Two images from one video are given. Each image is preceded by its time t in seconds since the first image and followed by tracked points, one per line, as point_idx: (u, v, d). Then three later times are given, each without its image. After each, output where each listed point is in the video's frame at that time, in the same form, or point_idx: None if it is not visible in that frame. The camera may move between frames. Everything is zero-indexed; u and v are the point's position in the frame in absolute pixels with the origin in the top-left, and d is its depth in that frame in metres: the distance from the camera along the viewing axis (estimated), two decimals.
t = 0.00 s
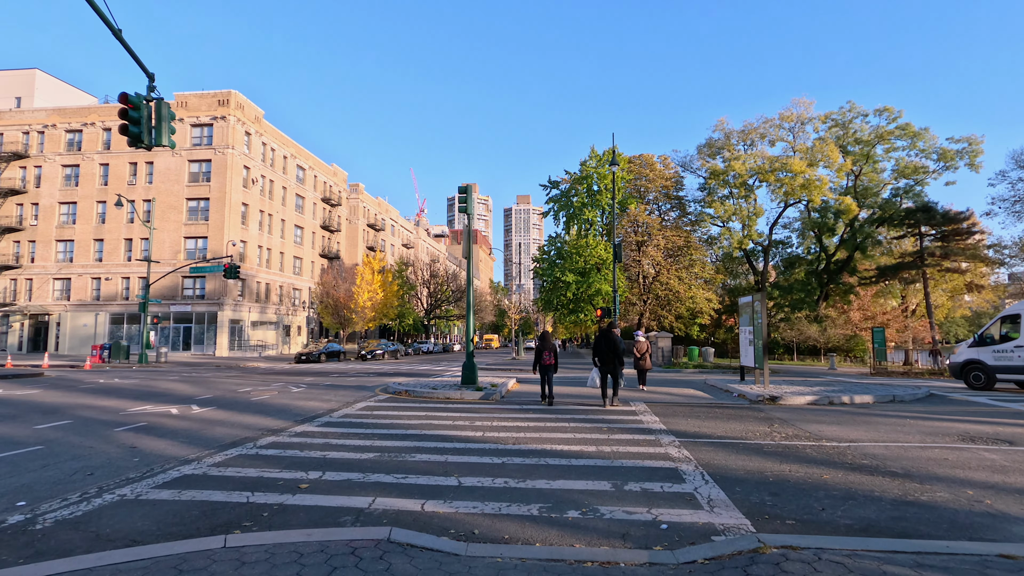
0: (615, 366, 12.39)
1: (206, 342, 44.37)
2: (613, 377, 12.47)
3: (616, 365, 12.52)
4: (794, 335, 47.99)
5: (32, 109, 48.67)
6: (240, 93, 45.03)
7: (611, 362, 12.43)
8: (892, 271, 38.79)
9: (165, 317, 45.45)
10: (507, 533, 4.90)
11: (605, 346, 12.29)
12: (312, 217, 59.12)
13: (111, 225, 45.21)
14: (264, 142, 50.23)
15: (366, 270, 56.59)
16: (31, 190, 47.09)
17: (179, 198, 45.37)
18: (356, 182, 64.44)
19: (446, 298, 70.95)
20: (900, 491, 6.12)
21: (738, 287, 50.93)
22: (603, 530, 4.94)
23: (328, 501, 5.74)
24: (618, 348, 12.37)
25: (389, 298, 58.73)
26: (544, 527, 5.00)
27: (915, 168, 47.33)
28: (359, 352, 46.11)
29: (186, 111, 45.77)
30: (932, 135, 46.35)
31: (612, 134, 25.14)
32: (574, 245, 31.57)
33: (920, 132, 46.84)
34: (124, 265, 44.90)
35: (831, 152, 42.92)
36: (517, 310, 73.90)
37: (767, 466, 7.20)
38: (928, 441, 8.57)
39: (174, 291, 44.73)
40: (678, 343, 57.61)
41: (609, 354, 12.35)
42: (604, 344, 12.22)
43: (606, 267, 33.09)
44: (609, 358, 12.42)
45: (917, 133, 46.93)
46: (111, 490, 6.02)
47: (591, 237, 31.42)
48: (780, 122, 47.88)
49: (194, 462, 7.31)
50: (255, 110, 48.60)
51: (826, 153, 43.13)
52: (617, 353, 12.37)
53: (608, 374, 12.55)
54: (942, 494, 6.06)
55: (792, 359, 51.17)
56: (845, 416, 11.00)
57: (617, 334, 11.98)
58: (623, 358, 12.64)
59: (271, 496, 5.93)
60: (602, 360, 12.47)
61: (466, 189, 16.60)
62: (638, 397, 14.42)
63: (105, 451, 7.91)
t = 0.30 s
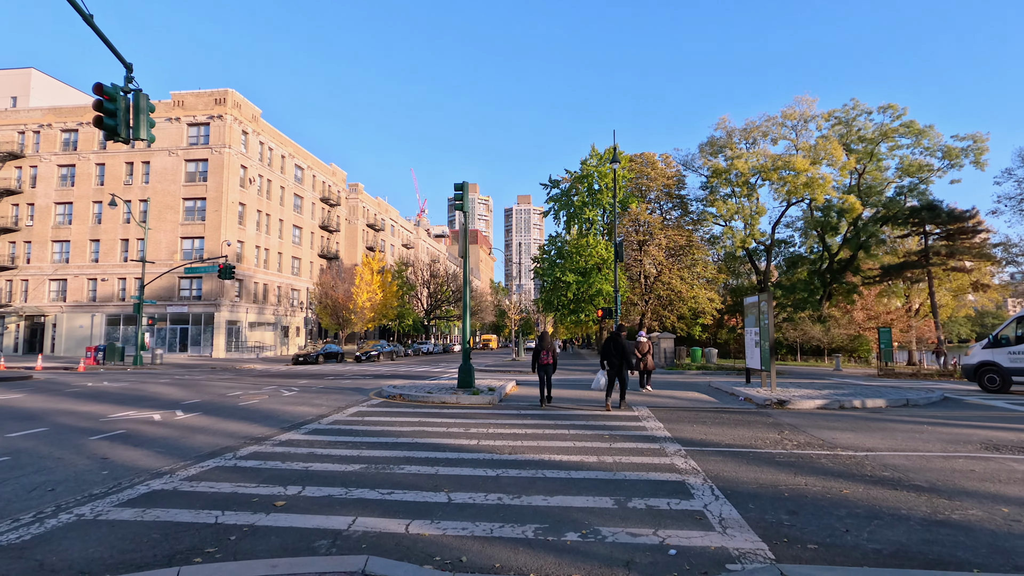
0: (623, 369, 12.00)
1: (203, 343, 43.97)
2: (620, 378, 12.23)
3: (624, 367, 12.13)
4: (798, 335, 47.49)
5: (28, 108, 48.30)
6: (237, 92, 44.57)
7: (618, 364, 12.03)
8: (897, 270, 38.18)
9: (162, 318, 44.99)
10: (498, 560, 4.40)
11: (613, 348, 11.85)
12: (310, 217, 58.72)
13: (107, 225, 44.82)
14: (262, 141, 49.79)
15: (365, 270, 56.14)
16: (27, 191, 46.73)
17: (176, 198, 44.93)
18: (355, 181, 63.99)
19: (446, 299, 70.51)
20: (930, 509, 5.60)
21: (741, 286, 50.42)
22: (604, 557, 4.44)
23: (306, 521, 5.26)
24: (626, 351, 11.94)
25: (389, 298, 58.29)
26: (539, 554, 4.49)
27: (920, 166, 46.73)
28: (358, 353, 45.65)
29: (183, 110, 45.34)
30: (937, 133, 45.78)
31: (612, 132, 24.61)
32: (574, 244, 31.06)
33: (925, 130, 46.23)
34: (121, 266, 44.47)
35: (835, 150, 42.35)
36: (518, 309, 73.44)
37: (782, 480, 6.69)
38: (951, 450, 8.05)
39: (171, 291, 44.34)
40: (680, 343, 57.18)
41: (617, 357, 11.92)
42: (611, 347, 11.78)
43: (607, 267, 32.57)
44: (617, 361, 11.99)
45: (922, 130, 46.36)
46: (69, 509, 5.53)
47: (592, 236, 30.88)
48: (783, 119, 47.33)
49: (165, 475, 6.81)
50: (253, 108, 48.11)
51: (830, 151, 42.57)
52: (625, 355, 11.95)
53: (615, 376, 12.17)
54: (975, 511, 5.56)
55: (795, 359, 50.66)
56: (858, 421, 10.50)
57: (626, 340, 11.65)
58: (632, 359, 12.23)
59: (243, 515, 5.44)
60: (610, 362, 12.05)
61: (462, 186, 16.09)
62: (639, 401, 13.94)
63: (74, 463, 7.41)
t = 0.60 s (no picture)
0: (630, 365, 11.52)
1: (200, 343, 43.49)
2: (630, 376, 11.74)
3: (631, 364, 11.67)
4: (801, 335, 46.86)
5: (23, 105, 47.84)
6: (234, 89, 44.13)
7: (625, 360, 11.54)
8: (901, 269, 37.59)
9: (158, 318, 44.51)
10: None
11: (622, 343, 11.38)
12: (309, 216, 58.25)
13: (102, 224, 44.36)
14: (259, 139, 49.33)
15: (363, 269, 55.66)
16: (21, 188, 46.26)
17: (172, 196, 44.46)
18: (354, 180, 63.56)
19: (446, 298, 70.04)
20: (967, 519, 5.09)
21: (744, 286, 49.88)
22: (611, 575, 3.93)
23: (279, 533, 4.74)
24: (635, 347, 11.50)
25: (388, 298, 57.80)
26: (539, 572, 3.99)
27: (924, 164, 46.15)
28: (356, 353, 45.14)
29: (180, 107, 44.90)
30: (942, 130, 45.24)
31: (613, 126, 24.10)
32: (575, 242, 30.53)
33: (930, 127, 45.70)
34: (117, 265, 44.02)
35: (838, 147, 41.79)
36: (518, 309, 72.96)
37: (801, 486, 6.16)
38: (979, 453, 7.53)
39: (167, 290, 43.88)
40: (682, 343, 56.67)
41: (626, 353, 11.45)
42: (620, 343, 11.31)
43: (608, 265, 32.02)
44: (625, 356, 11.50)
45: (926, 127, 45.83)
46: (20, 519, 5.02)
47: (593, 234, 30.33)
48: (786, 117, 46.83)
49: (135, 479, 6.31)
50: (250, 106, 47.65)
51: (834, 149, 42.00)
52: (633, 351, 11.51)
53: (622, 374, 11.69)
54: (1017, 521, 5.04)
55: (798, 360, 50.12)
56: (874, 422, 9.99)
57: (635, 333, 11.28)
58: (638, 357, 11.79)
59: (212, 525, 4.94)
60: (618, 359, 11.56)
61: (459, 178, 15.58)
62: (643, 401, 13.44)
63: (39, 467, 6.90)
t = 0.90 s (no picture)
0: (639, 368, 11.06)
1: (196, 343, 43.06)
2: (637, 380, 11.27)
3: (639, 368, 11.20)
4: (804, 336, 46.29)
5: (18, 104, 47.43)
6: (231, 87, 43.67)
7: (634, 363, 11.08)
8: (905, 269, 37.05)
9: (154, 318, 44.09)
10: None
11: (630, 346, 10.91)
12: (308, 215, 57.81)
13: (98, 223, 43.93)
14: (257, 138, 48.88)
15: (362, 269, 55.18)
16: (17, 188, 45.87)
17: (169, 195, 44.04)
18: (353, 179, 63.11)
19: (446, 298, 69.57)
20: (1008, 543, 4.60)
21: (746, 285, 49.40)
22: None
23: (249, 560, 4.27)
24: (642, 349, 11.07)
25: (387, 298, 57.33)
26: None
27: (928, 162, 45.66)
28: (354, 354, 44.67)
29: (177, 106, 44.50)
30: (947, 128, 44.71)
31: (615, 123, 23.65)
32: (575, 241, 30.05)
33: (934, 125, 45.16)
34: (113, 264, 43.59)
35: (842, 146, 41.25)
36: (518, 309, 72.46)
37: (822, 503, 5.67)
38: (1008, 465, 7.05)
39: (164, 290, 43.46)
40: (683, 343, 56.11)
41: (633, 356, 10.99)
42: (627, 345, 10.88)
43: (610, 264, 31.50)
44: (633, 359, 11.03)
45: (931, 126, 45.31)
46: None
47: (594, 233, 29.85)
48: (788, 115, 46.29)
49: (101, 494, 5.84)
50: (247, 104, 47.20)
51: (838, 147, 41.45)
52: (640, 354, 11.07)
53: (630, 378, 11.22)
54: None
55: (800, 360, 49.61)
56: (892, 429, 9.49)
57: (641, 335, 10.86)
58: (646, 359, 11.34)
59: (176, 550, 4.47)
60: (625, 362, 11.10)
61: (456, 175, 15.10)
62: (647, 405, 12.95)
63: (1, 479, 6.44)
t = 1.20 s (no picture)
0: (644, 364, 10.59)
1: (192, 343, 42.60)
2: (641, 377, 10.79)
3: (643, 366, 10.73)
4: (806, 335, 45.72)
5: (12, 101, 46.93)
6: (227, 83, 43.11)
7: (638, 360, 10.60)
8: (908, 267, 36.53)
9: (149, 317, 43.65)
10: None
11: (631, 343, 10.42)
12: (305, 213, 57.33)
13: (93, 221, 43.46)
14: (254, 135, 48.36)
15: (360, 267, 54.70)
16: (11, 186, 45.40)
17: (164, 193, 43.58)
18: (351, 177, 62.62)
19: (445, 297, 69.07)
20: None
21: (747, 284, 48.90)
22: None
23: None
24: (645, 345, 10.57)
25: (385, 297, 56.85)
26: None
27: (932, 160, 45.15)
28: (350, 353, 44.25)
29: (172, 102, 44.00)
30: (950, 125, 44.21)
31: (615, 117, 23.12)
32: (575, 238, 29.54)
33: (938, 122, 44.67)
34: (108, 263, 43.14)
35: (845, 142, 40.71)
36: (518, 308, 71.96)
37: (842, 515, 5.19)
38: None
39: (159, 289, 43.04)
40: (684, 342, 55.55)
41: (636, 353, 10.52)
42: (629, 343, 10.40)
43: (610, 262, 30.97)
44: (636, 356, 10.56)
45: (934, 123, 44.81)
46: None
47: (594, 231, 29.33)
48: (790, 112, 45.75)
49: (55, 505, 5.37)
50: (244, 101, 46.66)
51: (840, 144, 40.91)
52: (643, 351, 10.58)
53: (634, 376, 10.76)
54: None
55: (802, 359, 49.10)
56: (907, 431, 9.00)
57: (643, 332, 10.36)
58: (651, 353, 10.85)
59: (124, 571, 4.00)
60: (628, 359, 10.62)
61: (449, 168, 14.61)
62: (648, 406, 12.46)
63: None
